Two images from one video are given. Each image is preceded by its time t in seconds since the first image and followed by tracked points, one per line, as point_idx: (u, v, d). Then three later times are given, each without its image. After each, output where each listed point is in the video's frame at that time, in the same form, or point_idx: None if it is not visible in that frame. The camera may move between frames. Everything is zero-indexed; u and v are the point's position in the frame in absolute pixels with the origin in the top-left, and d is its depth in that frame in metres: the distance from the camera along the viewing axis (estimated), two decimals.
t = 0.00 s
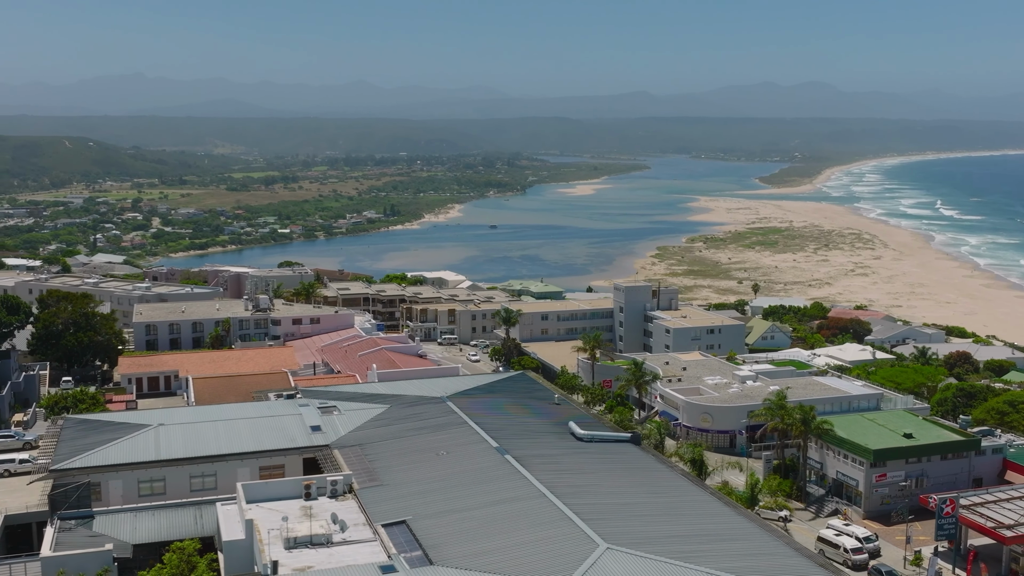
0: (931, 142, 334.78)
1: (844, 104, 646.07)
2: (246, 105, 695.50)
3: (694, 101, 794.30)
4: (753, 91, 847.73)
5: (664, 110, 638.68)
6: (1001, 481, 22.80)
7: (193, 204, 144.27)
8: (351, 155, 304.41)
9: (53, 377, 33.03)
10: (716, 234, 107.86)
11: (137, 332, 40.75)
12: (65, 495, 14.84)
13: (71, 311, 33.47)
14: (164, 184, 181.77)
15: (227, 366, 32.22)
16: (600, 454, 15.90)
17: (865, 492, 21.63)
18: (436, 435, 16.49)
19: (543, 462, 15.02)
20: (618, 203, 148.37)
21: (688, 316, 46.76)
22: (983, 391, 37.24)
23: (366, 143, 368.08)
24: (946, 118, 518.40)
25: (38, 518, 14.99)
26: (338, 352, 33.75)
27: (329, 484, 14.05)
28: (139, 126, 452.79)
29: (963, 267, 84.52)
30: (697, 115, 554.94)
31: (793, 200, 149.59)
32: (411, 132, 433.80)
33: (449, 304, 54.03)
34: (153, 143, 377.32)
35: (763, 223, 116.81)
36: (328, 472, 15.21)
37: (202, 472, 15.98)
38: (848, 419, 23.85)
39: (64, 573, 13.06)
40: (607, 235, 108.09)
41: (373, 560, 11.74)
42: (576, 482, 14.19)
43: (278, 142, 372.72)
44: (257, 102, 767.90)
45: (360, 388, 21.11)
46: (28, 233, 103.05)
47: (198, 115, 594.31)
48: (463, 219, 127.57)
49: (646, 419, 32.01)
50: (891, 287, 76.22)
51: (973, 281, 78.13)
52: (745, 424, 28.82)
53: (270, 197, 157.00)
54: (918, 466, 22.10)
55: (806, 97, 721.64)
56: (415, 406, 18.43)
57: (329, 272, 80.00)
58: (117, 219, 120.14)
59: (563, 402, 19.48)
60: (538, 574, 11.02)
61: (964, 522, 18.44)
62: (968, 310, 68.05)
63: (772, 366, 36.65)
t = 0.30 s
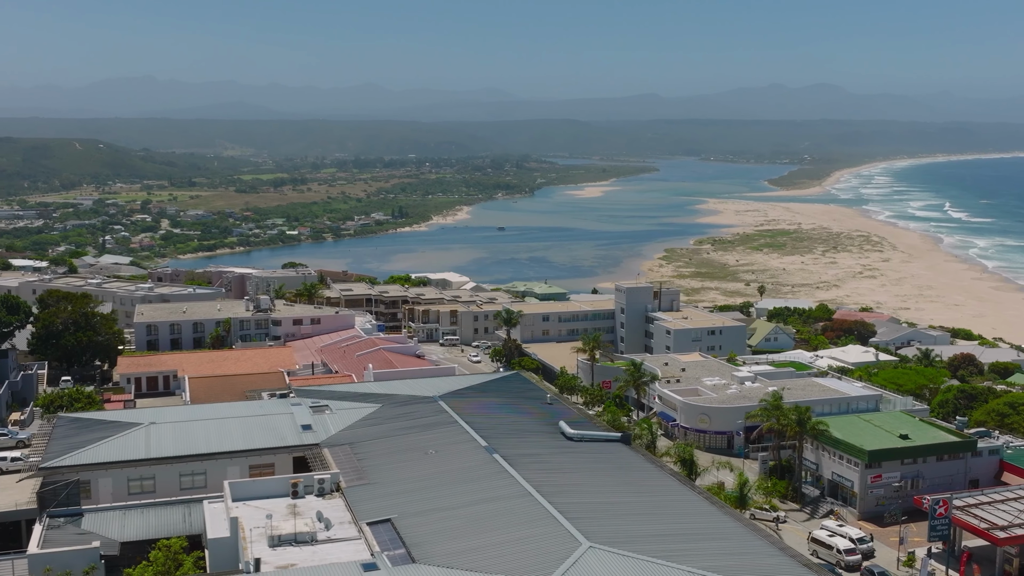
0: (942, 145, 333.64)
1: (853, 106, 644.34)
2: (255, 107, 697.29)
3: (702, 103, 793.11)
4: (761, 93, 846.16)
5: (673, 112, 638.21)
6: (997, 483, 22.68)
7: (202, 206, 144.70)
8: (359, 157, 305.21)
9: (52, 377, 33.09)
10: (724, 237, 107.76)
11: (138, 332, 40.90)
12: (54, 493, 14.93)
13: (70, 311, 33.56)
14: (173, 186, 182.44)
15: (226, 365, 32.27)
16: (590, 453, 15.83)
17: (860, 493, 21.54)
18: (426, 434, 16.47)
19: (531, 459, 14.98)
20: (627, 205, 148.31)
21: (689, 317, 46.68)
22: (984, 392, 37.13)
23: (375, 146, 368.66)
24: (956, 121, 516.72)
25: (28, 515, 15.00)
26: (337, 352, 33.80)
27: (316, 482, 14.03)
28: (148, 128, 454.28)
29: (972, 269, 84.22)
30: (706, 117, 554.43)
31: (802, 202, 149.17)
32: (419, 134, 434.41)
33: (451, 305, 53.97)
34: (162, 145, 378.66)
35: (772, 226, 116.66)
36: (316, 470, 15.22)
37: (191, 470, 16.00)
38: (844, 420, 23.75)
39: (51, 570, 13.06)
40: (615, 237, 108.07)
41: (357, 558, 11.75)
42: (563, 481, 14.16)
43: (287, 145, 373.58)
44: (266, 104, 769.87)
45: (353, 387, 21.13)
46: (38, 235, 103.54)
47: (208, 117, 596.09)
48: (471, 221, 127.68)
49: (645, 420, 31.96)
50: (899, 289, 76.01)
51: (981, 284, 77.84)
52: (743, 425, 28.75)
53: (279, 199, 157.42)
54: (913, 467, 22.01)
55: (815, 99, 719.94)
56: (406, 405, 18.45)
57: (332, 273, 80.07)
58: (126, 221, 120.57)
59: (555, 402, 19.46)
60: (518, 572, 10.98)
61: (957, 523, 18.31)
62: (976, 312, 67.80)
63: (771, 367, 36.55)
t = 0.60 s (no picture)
0: (952, 147, 332.43)
1: (863, 107, 642.26)
2: (264, 109, 698.86)
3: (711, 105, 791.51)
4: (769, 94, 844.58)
5: (682, 114, 637.14)
6: (994, 484, 22.57)
7: (211, 208, 145.12)
8: (368, 159, 305.50)
9: (52, 376, 33.16)
10: (732, 239, 107.54)
11: (139, 332, 41.06)
12: (43, 491, 14.94)
13: (69, 311, 33.62)
14: (183, 188, 182.92)
15: (224, 365, 32.31)
16: (580, 452, 15.78)
17: (855, 494, 21.47)
18: (416, 433, 16.48)
19: (520, 459, 14.96)
20: (635, 207, 148.11)
21: (691, 318, 46.57)
22: (986, 394, 36.99)
23: (383, 148, 369.13)
24: (966, 123, 514.58)
25: (17, 512, 14.99)
26: (336, 352, 33.81)
27: (303, 480, 14.06)
28: (157, 129, 455.93)
29: (981, 272, 83.90)
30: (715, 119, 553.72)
31: (810, 204, 148.71)
32: (427, 136, 434.81)
33: (454, 305, 53.94)
34: (173, 147, 380.19)
35: (781, 228, 116.42)
36: (305, 469, 15.24)
37: (181, 468, 16.02)
38: (840, 421, 23.69)
39: (37, 567, 13.01)
40: (622, 239, 107.94)
41: (340, 556, 11.76)
42: (550, 479, 14.16)
43: (295, 148, 374.16)
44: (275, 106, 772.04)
45: (347, 387, 21.15)
46: (47, 236, 104.01)
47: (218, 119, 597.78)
48: (480, 223, 127.76)
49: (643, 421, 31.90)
50: (908, 292, 75.77)
51: (990, 286, 77.53)
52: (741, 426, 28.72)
53: (288, 201, 157.68)
54: (909, 468, 21.92)
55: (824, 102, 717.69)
56: (398, 404, 18.47)
57: (336, 274, 80.12)
58: (135, 222, 120.94)
59: (547, 401, 19.44)
60: (501, 571, 10.95)
61: (950, 524, 18.22)
62: (985, 314, 67.52)
63: (771, 368, 36.45)
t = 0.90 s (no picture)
0: (963, 149, 331.29)
1: (873, 109, 640.61)
2: (273, 112, 700.25)
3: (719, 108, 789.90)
4: (777, 97, 842.88)
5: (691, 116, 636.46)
6: (991, 486, 22.42)
7: (220, 210, 145.49)
8: (376, 162, 305.76)
9: (52, 376, 33.24)
10: (740, 241, 107.36)
11: (140, 332, 41.26)
12: (33, 489, 15.00)
13: (69, 310, 33.72)
14: (192, 190, 183.35)
15: (222, 365, 32.37)
16: (570, 452, 15.77)
17: (850, 495, 21.38)
18: (406, 432, 16.47)
19: (508, 458, 14.95)
20: (644, 210, 148.02)
21: (692, 320, 46.49)
22: (987, 396, 36.88)
23: (392, 151, 369.84)
24: (977, 125, 512.71)
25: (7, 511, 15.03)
26: (334, 352, 33.85)
27: (291, 479, 14.09)
28: (166, 132, 457.34)
29: (990, 274, 83.59)
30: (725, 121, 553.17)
31: (819, 206, 148.38)
32: (436, 138, 435.30)
33: (456, 306, 53.96)
34: (182, 149, 381.45)
35: (790, 230, 116.18)
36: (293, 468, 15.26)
37: (171, 467, 16.04)
38: (836, 422, 23.61)
39: (24, 564, 13.00)
40: (630, 241, 107.88)
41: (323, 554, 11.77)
42: (537, 478, 14.13)
43: (304, 150, 375.09)
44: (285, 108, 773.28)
45: (342, 386, 21.19)
46: (57, 238, 104.39)
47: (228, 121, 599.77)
48: (488, 225, 127.80)
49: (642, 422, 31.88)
50: (916, 294, 75.50)
51: (1000, 288, 77.20)
52: (739, 428, 28.67)
53: (297, 203, 157.97)
54: (904, 469, 21.84)
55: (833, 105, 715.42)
56: (390, 403, 18.49)
57: (340, 275, 80.22)
58: (144, 224, 121.39)
59: (539, 401, 19.43)
60: (483, 568, 10.92)
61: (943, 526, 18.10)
62: (993, 317, 67.23)
63: (770, 369, 36.39)
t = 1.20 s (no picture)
0: (973, 151, 330.20)
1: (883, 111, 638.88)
2: (283, 113, 701.50)
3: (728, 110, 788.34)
4: (785, 99, 841.11)
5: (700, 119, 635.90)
6: (987, 486, 22.30)
7: (229, 212, 145.70)
8: (385, 164, 306.08)
9: (52, 375, 33.31)
10: (748, 243, 107.12)
11: (142, 333, 41.39)
12: (22, 486, 15.10)
13: (69, 310, 33.82)
14: (201, 192, 183.75)
15: (221, 365, 32.44)
16: (560, 451, 15.74)
17: (845, 496, 21.31)
18: (396, 431, 16.48)
19: (497, 457, 14.93)
20: (652, 212, 147.93)
21: (693, 321, 46.39)
22: (988, 398, 36.80)
23: (401, 153, 370.47)
24: (987, 127, 510.98)
25: None
26: (332, 353, 33.93)
27: (278, 477, 14.12)
28: (176, 134, 458.58)
29: (999, 277, 83.31)
30: (733, 123, 552.25)
31: (828, 209, 147.97)
32: (444, 140, 435.42)
33: (458, 308, 53.97)
34: (192, 152, 382.56)
35: (798, 232, 115.99)
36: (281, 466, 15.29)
37: (161, 465, 16.06)
38: (832, 422, 23.56)
39: (11, 562, 13.01)
40: (638, 244, 107.74)
41: (305, 552, 11.79)
42: (525, 477, 14.11)
43: (313, 153, 375.87)
44: (294, 111, 774.88)
45: (337, 386, 21.19)
46: (66, 240, 104.80)
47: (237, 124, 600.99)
48: (496, 227, 127.82)
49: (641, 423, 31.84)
50: (924, 296, 75.31)
51: (1008, 291, 76.93)
52: (736, 428, 28.62)
53: (305, 204, 158.13)
54: (899, 470, 21.75)
55: (843, 107, 713.25)
56: (382, 402, 18.51)
57: (343, 276, 80.31)
58: (153, 226, 121.66)
59: (531, 400, 19.40)
60: (464, 566, 10.91)
61: (936, 526, 18.02)
62: (1002, 320, 66.97)
63: (770, 370, 36.29)
